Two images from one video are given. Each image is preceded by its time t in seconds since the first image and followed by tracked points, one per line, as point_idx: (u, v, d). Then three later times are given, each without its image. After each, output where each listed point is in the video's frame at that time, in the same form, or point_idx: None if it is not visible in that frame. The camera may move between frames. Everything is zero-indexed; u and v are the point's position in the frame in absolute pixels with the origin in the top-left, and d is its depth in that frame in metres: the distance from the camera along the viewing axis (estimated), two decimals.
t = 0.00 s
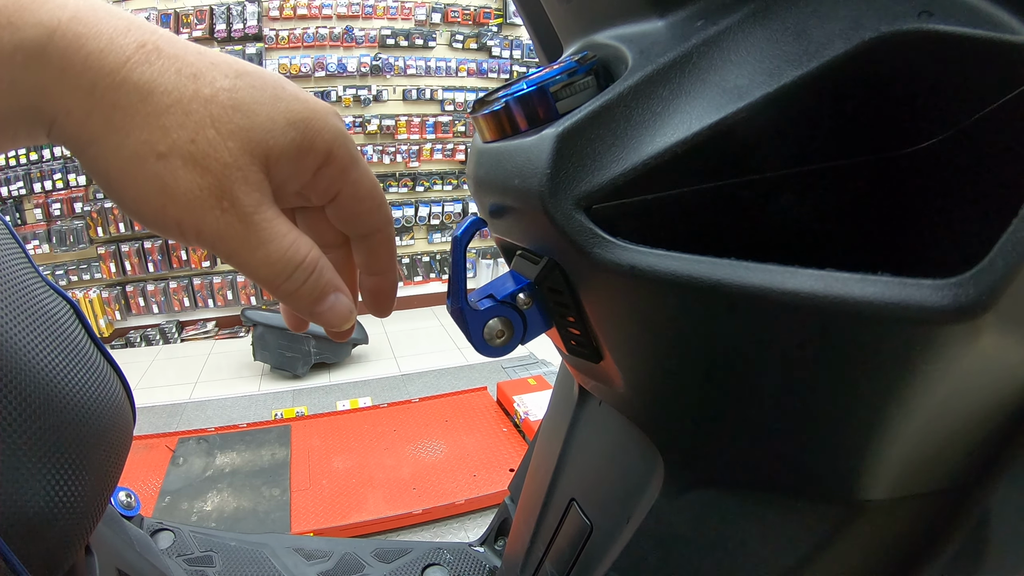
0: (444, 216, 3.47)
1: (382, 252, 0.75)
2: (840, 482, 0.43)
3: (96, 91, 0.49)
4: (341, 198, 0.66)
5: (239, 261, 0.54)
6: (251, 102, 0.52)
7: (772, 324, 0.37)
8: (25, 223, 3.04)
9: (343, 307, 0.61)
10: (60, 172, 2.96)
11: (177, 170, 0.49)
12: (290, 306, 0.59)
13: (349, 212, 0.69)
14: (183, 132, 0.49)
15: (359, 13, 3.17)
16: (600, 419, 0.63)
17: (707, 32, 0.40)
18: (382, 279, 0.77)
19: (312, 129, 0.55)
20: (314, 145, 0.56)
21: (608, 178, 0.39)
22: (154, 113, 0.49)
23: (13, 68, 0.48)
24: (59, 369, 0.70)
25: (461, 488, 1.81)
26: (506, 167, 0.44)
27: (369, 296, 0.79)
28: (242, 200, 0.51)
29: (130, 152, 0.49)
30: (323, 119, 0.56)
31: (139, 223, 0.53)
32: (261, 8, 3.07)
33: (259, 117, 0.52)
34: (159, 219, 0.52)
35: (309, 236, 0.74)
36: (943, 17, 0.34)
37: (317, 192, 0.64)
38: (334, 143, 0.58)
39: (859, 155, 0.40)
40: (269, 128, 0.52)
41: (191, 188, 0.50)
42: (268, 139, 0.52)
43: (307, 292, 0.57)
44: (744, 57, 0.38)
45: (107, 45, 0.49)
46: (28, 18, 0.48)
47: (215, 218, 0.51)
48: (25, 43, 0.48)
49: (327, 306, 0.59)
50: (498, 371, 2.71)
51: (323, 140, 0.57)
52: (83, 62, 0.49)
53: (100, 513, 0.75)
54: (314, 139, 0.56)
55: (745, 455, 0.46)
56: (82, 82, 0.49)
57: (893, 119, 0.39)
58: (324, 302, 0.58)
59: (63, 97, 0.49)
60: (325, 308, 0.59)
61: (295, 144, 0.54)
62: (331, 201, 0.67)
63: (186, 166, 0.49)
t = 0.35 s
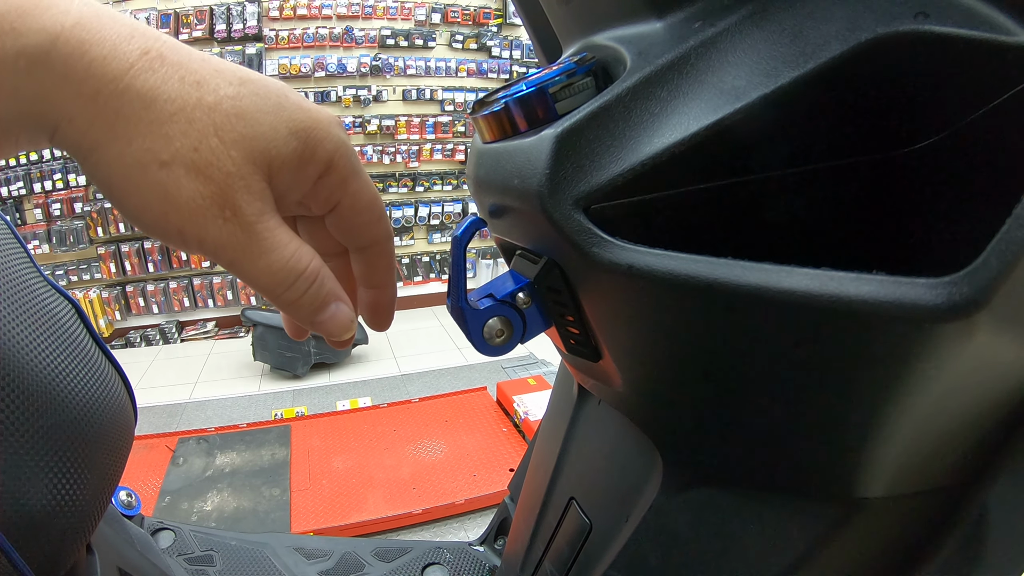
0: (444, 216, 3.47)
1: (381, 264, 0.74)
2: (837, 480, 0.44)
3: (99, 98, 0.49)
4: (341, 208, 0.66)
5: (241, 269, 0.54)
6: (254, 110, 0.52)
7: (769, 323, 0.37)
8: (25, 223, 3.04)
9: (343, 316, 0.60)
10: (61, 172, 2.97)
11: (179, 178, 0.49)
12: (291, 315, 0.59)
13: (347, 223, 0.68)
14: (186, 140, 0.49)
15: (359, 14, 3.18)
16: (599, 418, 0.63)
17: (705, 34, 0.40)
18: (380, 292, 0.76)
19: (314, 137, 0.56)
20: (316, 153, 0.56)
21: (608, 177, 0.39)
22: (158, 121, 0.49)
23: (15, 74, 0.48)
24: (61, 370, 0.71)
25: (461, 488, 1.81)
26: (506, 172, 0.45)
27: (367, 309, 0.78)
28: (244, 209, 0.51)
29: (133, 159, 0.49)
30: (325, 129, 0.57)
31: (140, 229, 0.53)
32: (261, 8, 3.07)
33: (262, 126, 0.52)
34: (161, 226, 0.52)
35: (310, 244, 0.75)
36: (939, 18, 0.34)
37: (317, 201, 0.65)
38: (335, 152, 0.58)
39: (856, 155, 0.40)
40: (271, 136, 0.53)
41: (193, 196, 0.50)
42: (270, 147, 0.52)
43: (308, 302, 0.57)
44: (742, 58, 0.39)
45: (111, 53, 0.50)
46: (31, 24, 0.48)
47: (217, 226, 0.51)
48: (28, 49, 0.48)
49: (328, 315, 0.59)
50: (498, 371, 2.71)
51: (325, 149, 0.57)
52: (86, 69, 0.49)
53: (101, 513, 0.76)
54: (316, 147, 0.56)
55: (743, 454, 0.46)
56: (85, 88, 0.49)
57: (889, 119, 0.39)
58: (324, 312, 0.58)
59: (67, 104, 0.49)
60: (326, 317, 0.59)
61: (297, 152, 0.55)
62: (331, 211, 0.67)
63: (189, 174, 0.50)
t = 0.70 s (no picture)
0: (444, 216, 3.47)
1: (379, 271, 0.74)
2: (838, 480, 0.44)
3: (99, 99, 0.49)
4: (340, 212, 0.66)
5: (241, 273, 0.54)
6: (255, 113, 0.52)
7: (770, 322, 0.37)
8: (25, 223, 3.04)
9: (343, 321, 0.61)
10: (60, 172, 2.96)
11: (180, 180, 0.50)
12: (291, 319, 0.59)
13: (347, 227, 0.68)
14: (187, 142, 0.50)
15: (359, 13, 3.18)
16: (600, 417, 0.63)
17: (706, 34, 0.40)
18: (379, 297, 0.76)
19: (314, 140, 0.56)
20: (315, 157, 0.57)
21: (608, 178, 0.39)
22: (158, 123, 0.49)
23: (15, 75, 0.48)
24: (61, 371, 0.71)
25: (461, 488, 1.81)
26: (506, 173, 0.45)
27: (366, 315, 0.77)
28: (245, 212, 0.52)
29: (133, 161, 0.49)
30: (325, 134, 0.57)
31: (139, 231, 0.53)
32: (261, 8, 3.07)
33: (262, 129, 0.52)
34: (160, 229, 0.52)
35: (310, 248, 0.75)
36: (941, 18, 0.34)
37: (317, 205, 0.65)
38: (335, 156, 0.59)
39: (857, 155, 0.40)
40: (272, 139, 0.53)
41: (194, 199, 0.50)
42: (271, 150, 0.53)
43: (306, 306, 0.57)
44: (742, 58, 0.39)
45: (112, 54, 0.50)
46: (31, 23, 0.48)
47: (217, 229, 0.51)
48: (28, 49, 0.48)
49: (327, 320, 0.59)
50: (498, 371, 2.71)
51: (325, 154, 0.57)
52: (88, 70, 0.49)
53: (101, 513, 0.75)
54: (316, 151, 0.56)
55: (744, 453, 0.46)
56: (86, 89, 0.49)
57: (890, 119, 0.39)
58: (323, 316, 0.59)
59: (67, 105, 0.49)
60: (325, 321, 0.59)
61: (298, 155, 0.55)
62: (330, 215, 0.67)
63: (189, 177, 0.50)
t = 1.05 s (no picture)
0: (444, 216, 3.47)
1: (385, 268, 0.75)
2: (835, 479, 0.44)
3: (96, 100, 0.49)
4: (342, 211, 0.67)
5: (239, 275, 0.53)
6: (252, 112, 0.52)
7: (768, 322, 0.37)
8: (25, 223, 3.04)
9: (343, 323, 0.60)
10: (60, 172, 2.97)
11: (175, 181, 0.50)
12: (291, 322, 0.58)
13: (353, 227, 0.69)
14: (183, 142, 0.50)
15: (358, 14, 3.18)
16: (599, 417, 0.63)
17: (703, 34, 0.40)
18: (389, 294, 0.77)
19: (312, 139, 0.56)
20: (314, 155, 0.57)
21: (606, 177, 0.39)
22: (154, 123, 0.49)
23: (11, 77, 0.48)
24: (61, 371, 0.71)
25: (460, 488, 1.81)
26: (505, 173, 0.45)
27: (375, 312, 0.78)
28: (242, 212, 0.52)
29: (128, 162, 0.49)
30: (324, 132, 0.57)
31: (137, 232, 0.53)
32: (261, 8, 3.07)
33: (260, 127, 0.52)
34: (158, 230, 0.52)
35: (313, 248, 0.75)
36: (938, 18, 0.35)
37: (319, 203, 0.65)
38: (334, 154, 0.59)
39: (854, 155, 0.41)
40: (269, 138, 0.53)
41: (190, 200, 0.50)
42: (268, 149, 0.53)
43: (306, 308, 0.57)
44: (739, 58, 0.39)
45: (109, 54, 0.50)
46: (28, 25, 0.48)
47: (214, 231, 0.51)
48: (25, 52, 0.47)
49: (327, 321, 0.59)
50: (498, 371, 2.71)
51: (324, 152, 0.58)
52: (84, 71, 0.49)
53: (101, 513, 0.75)
54: (315, 150, 0.56)
55: (742, 453, 0.46)
56: (83, 90, 0.49)
57: (887, 119, 0.39)
58: (323, 318, 0.58)
59: (64, 106, 0.49)
60: (325, 324, 0.59)
61: (296, 154, 0.55)
62: (333, 213, 0.68)
63: (186, 177, 0.50)
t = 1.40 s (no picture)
0: (444, 216, 3.47)
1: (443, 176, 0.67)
2: (835, 475, 0.44)
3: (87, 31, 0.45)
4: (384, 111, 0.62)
5: (279, 171, 0.46)
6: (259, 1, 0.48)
7: (767, 320, 0.37)
8: (26, 223, 3.05)
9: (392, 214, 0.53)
10: (60, 172, 2.97)
11: (186, 74, 0.43)
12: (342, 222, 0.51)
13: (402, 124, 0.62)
14: (190, 34, 0.44)
15: (358, 14, 3.18)
16: (599, 416, 0.64)
17: (704, 36, 0.41)
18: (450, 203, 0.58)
19: (331, 24, 0.53)
20: (338, 38, 0.54)
21: (608, 177, 0.40)
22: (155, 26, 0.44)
23: (16, 36, 0.44)
24: (64, 369, 0.71)
25: (461, 488, 1.81)
26: (507, 175, 0.46)
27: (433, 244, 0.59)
28: (272, 93, 0.45)
29: (133, 76, 0.44)
30: (339, 20, 0.55)
31: (162, 157, 0.47)
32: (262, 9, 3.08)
33: (276, 16, 0.48)
34: (182, 143, 0.45)
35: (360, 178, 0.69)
36: (935, 20, 0.35)
37: (357, 99, 0.60)
38: (359, 37, 0.56)
39: (853, 155, 0.41)
40: (288, 25, 0.49)
41: (207, 91, 0.44)
42: (289, 34, 0.49)
43: (361, 202, 0.49)
44: (739, 60, 0.39)
45: None
46: None
47: (243, 117, 0.44)
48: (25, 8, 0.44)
49: (377, 218, 0.52)
50: (498, 371, 2.71)
51: (347, 38, 0.55)
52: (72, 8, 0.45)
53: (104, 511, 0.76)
54: (337, 33, 0.54)
55: (742, 452, 0.46)
56: (83, 33, 0.44)
57: (886, 119, 0.39)
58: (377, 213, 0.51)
59: (69, 51, 0.45)
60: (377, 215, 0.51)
61: (320, 40, 0.52)
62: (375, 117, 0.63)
63: (199, 67, 0.44)
